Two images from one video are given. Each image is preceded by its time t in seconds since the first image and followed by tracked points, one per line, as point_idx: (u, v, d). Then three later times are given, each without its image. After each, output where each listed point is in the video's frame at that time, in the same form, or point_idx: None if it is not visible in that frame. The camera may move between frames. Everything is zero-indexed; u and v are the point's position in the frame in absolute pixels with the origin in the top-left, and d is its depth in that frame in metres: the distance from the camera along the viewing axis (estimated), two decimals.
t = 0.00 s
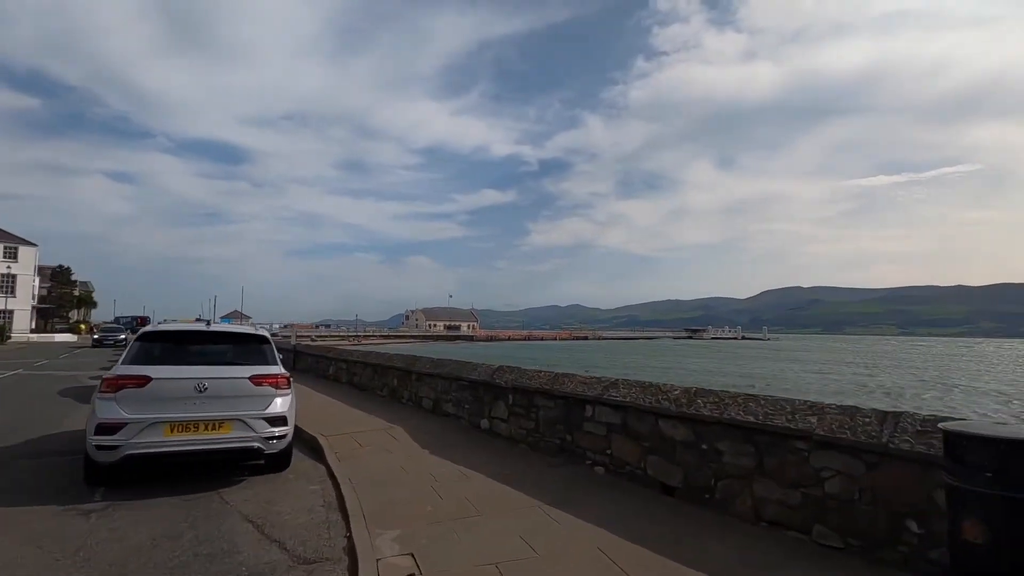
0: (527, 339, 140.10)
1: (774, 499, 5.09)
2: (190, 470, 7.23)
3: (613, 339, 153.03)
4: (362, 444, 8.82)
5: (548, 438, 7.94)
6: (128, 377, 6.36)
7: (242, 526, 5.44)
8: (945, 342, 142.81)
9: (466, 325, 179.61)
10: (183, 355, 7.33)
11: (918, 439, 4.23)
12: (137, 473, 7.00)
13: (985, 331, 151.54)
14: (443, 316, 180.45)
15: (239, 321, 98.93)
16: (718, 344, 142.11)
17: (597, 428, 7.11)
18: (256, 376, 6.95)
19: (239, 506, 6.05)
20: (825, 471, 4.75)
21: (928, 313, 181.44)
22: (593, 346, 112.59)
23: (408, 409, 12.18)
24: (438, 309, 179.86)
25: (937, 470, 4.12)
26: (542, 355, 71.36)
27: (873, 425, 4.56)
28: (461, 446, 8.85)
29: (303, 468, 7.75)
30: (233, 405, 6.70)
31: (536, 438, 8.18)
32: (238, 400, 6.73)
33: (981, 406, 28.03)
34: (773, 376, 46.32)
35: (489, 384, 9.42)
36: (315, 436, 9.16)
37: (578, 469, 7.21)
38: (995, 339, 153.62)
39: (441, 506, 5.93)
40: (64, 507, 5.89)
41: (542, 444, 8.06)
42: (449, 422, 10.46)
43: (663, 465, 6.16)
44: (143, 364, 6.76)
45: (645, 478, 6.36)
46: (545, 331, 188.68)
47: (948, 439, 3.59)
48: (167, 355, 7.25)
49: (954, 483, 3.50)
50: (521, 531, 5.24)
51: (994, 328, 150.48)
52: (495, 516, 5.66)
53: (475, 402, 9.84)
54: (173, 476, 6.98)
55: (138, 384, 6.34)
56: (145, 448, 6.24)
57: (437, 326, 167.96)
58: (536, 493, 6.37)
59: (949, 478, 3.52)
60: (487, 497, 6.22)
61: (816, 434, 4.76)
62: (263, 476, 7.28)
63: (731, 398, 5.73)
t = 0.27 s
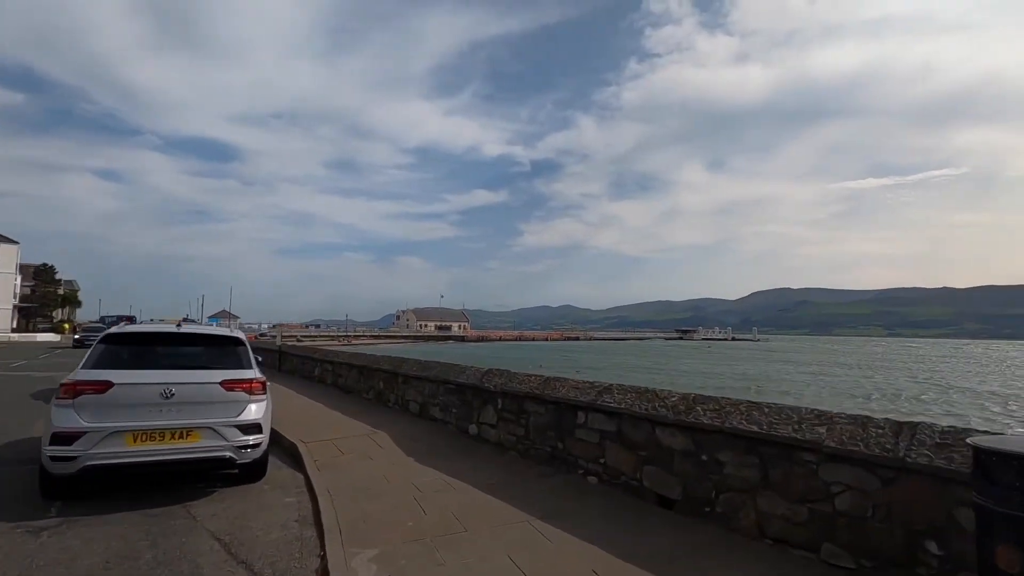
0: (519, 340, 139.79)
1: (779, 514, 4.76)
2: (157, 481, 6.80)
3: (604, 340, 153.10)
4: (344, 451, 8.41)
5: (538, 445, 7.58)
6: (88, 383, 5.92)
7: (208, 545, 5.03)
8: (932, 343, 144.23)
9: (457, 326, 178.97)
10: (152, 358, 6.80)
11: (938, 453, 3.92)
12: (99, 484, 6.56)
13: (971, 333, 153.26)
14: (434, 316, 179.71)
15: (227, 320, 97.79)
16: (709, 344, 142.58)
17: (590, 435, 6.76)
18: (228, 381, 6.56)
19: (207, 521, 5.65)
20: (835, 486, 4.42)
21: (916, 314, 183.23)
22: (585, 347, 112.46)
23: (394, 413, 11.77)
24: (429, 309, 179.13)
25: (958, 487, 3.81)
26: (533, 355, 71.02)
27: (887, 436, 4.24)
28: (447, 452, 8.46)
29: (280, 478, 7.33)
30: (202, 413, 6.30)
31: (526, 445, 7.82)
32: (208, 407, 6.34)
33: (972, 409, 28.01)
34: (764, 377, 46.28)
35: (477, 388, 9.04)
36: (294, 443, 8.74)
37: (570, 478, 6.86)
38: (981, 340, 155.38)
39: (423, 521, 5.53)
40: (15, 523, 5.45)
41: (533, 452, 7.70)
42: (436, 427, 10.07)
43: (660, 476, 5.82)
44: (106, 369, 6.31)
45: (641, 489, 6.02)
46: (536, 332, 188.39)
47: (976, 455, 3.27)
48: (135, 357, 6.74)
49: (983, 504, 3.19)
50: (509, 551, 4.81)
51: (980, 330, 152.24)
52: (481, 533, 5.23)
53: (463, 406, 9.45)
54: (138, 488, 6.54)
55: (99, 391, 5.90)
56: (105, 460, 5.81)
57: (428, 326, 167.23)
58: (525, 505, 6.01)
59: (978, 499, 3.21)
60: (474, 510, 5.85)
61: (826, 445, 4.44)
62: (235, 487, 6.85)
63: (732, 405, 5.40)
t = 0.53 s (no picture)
0: (500, 339, 139.36)
1: (775, 526, 4.40)
2: (98, 491, 6.21)
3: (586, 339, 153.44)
4: (309, 456, 7.88)
5: (516, 449, 7.16)
6: (17, 385, 5.33)
7: (144, 564, 4.50)
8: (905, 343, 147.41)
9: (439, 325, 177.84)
10: (95, 356, 6.21)
11: (949, 459, 3.58)
12: (31, 496, 5.95)
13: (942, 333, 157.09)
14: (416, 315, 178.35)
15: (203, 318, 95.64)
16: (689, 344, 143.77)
17: (571, 439, 6.35)
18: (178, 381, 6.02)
19: (147, 536, 5.10)
20: (836, 496, 4.07)
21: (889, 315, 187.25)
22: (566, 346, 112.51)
23: (367, 415, 11.24)
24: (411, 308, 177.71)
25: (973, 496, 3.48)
26: (515, 355, 70.57)
27: (892, 441, 3.90)
28: (420, 457, 7.98)
29: (237, 486, 6.78)
30: (147, 416, 5.75)
31: (505, 449, 7.38)
32: (154, 409, 5.79)
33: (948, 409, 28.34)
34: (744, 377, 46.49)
35: (453, 389, 8.58)
36: (256, 447, 8.18)
37: (550, 485, 6.44)
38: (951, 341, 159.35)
39: (389, 536, 5.05)
40: None
41: (511, 456, 7.26)
42: (410, 430, 9.58)
43: (646, 484, 5.43)
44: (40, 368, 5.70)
45: (625, 497, 5.63)
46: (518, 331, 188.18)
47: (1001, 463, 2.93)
48: (76, 355, 6.14)
49: (1010, 519, 2.85)
50: (482, 569, 4.35)
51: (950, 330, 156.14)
52: (452, 549, 4.77)
53: (438, 408, 8.97)
54: (76, 500, 5.95)
55: (29, 393, 5.32)
56: (32, 469, 5.20)
57: (409, 325, 165.86)
58: (501, 515, 5.58)
59: (1004, 513, 2.87)
60: (445, 521, 5.41)
61: (827, 451, 4.09)
62: (185, 496, 6.29)
63: (723, 407, 5.03)
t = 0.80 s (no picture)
0: (480, 338, 138.75)
1: (769, 546, 4.03)
2: (24, 509, 5.57)
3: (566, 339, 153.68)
4: (267, 465, 7.30)
5: (490, 457, 6.70)
6: None
7: None
8: (876, 343, 150.79)
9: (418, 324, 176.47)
10: (22, 357, 5.51)
11: (964, 475, 3.25)
12: None
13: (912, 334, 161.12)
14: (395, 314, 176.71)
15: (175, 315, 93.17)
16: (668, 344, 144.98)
17: (549, 447, 5.91)
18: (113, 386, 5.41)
19: (70, 563, 4.50)
20: (837, 514, 3.71)
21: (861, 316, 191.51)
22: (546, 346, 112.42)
23: (335, 419, 10.66)
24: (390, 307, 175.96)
25: (991, 517, 3.14)
26: (494, 354, 70.05)
27: (899, 454, 3.54)
28: (388, 465, 7.46)
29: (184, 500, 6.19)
30: (76, 425, 5.15)
31: (478, 457, 6.92)
32: (84, 418, 5.19)
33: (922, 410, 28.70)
34: (722, 377, 46.73)
35: (424, 392, 8.07)
36: (210, 456, 7.57)
37: (525, 496, 6.01)
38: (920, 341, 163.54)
39: (347, 559, 4.54)
40: None
41: (484, 464, 6.81)
42: (380, 435, 9.04)
43: (629, 497, 5.03)
44: None
45: (606, 511, 5.22)
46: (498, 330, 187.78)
47: None
48: None
49: None
50: None
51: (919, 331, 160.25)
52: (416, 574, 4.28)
53: (409, 412, 8.46)
54: None
55: None
56: None
57: (388, 324, 164.20)
58: (472, 532, 5.12)
59: None
60: (410, 540, 4.92)
61: (828, 465, 3.72)
62: (123, 513, 5.69)
63: (713, 414, 4.64)
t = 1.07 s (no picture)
0: (461, 336, 138.06)
1: (761, 558, 3.74)
2: None
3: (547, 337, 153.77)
4: (226, 470, 6.82)
5: (465, 460, 6.33)
6: None
7: None
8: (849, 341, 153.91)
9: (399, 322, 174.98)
10: None
11: (975, 483, 2.99)
12: None
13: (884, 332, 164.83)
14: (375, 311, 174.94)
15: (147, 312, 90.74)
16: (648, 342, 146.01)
17: (526, 449, 5.56)
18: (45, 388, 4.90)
19: None
20: (835, 524, 3.43)
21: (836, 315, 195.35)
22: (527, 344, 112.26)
23: (304, 419, 10.18)
24: (370, 304, 174.14)
25: (1004, 528, 2.89)
26: (474, 352, 69.64)
27: (902, 459, 3.27)
28: (356, 469, 7.04)
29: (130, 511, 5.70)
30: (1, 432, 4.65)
31: (452, 460, 6.54)
32: (11, 423, 4.69)
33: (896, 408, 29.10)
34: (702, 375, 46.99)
35: (396, 391, 7.66)
36: (164, 461, 7.06)
37: (501, 502, 5.65)
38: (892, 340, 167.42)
39: None
40: None
41: (458, 468, 6.43)
42: (349, 437, 8.61)
43: (610, 503, 4.70)
44: None
45: (586, 518, 4.90)
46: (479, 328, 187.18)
47: None
48: None
49: None
50: None
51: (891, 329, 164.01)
52: None
53: (380, 413, 8.04)
54: None
55: None
56: None
57: (368, 322, 162.45)
58: (442, 542, 4.75)
59: None
60: (375, 553, 4.54)
61: (826, 471, 3.42)
62: (60, 526, 5.18)
63: (700, 415, 4.33)
